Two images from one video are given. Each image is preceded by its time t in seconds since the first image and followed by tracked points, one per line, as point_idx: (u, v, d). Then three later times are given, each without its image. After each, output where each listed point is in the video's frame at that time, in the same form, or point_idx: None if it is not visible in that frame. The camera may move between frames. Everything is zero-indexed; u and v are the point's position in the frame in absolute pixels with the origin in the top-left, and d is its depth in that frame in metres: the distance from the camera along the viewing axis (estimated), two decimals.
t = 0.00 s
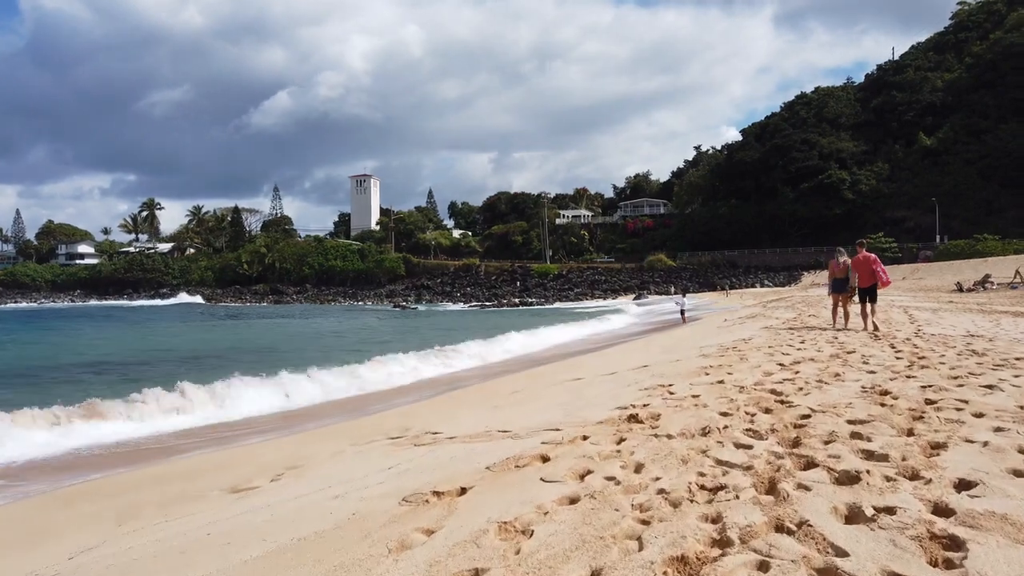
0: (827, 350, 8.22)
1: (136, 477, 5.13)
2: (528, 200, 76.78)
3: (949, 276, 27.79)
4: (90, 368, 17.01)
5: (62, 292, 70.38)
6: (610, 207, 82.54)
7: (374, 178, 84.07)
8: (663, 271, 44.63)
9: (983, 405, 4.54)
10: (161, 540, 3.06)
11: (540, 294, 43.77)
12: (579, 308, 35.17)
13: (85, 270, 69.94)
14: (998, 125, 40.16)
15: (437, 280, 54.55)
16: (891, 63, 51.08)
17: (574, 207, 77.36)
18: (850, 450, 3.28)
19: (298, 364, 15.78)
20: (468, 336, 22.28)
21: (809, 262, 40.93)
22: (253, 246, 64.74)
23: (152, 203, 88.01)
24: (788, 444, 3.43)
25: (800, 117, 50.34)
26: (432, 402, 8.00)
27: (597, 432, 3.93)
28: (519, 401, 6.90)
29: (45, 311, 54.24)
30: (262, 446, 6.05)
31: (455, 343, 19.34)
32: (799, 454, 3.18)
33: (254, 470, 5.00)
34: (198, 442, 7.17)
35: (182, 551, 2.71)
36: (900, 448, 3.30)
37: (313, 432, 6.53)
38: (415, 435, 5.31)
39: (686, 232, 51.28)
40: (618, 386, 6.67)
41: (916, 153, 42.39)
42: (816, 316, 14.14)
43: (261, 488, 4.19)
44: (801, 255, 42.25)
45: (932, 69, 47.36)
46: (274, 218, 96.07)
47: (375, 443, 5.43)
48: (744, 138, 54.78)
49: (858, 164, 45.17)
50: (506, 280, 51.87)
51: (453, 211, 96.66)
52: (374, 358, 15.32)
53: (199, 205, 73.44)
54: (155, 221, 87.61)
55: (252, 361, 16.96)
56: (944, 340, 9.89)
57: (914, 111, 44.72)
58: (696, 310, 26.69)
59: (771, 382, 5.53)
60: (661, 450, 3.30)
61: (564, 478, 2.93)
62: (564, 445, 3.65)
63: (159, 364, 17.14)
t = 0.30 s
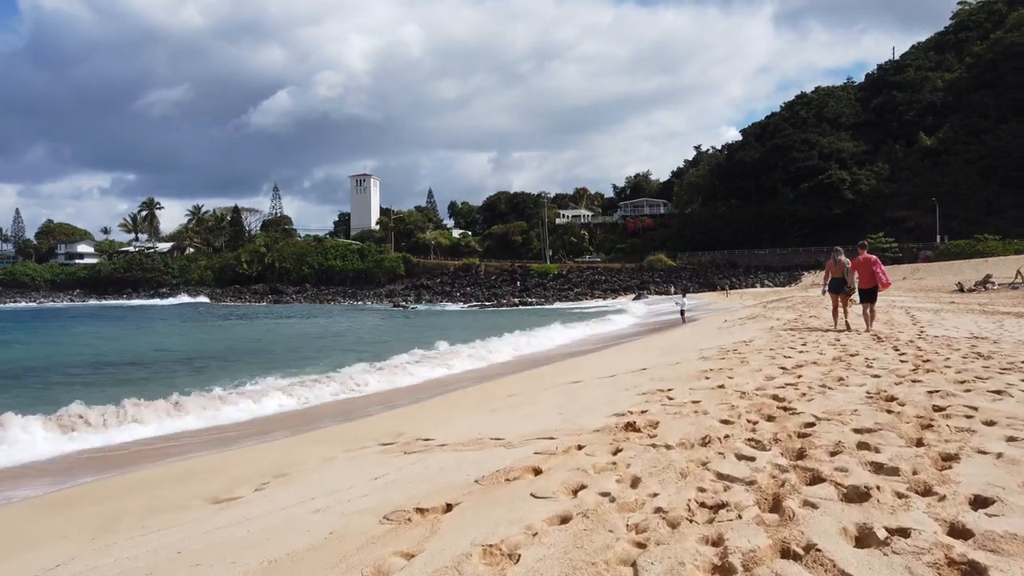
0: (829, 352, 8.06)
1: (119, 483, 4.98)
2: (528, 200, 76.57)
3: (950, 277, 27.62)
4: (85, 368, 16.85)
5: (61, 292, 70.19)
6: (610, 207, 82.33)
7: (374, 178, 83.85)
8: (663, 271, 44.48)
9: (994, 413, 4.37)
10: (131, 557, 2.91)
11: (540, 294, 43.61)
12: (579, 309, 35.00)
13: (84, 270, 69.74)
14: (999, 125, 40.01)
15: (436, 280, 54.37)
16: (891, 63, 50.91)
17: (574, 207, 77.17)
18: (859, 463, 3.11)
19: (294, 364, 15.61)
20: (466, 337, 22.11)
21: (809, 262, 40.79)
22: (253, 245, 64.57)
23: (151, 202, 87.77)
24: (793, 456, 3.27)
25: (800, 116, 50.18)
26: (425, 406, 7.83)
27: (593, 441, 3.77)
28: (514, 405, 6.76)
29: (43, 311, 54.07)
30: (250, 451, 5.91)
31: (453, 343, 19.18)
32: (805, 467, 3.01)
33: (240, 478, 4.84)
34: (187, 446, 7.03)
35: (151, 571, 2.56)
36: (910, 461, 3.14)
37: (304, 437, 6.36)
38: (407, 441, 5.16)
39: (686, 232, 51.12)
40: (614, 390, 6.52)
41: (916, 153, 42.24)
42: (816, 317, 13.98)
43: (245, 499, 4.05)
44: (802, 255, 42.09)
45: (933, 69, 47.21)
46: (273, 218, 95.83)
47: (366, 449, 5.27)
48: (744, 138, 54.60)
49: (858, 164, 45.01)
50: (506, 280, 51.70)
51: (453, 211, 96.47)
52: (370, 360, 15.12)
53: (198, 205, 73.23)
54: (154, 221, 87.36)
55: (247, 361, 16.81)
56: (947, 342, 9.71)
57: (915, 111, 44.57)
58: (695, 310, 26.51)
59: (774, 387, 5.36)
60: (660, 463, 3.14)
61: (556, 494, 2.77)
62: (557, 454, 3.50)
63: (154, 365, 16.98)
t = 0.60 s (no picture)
0: (830, 353, 7.87)
1: (91, 493, 4.77)
2: (528, 200, 76.36)
3: (951, 277, 27.41)
4: (78, 369, 16.64)
5: (60, 292, 69.99)
6: (610, 208, 82.11)
7: (373, 178, 83.63)
8: (663, 272, 44.29)
9: (1002, 416, 4.17)
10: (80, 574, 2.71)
11: (539, 294, 43.40)
12: (578, 309, 34.77)
13: (83, 270, 69.54)
14: (998, 125, 39.82)
15: (436, 280, 54.15)
16: (891, 63, 50.73)
17: (574, 207, 77.00)
18: (863, 471, 2.92)
19: (289, 364, 15.41)
20: (463, 337, 21.88)
21: (809, 263, 40.60)
22: (252, 246, 64.38)
23: (151, 202, 87.54)
24: (793, 465, 3.07)
25: (800, 116, 49.98)
26: (415, 408, 7.63)
27: (582, 446, 3.59)
28: (506, 408, 6.56)
29: (42, 312, 53.83)
30: (231, 455, 5.71)
31: (450, 344, 18.96)
32: (805, 476, 2.81)
33: (217, 484, 4.64)
34: (169, 452, 6.83)
35: None
36: (916, 470, 2.94)
37: (287, 441, 6.15)
38: (391, 446, 4.95)
39: (685, 232, 50.90)
40: (608, 392, 6.31)
41: (916, 153, 42.07)
42: (815, 317, 13.79)
43: (215, 508, 3.86)
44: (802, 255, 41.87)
45: (932, 69, 47.02)
46: (272, 218, 95.62)
47: (349, 454, 5.05)
48: (744, 138, 54.40)
49: (858, 164, 44.82)
50: (505, 280, 51.50)
51: (453, 211, 96.28)
52: (363, 361, 14.90)
53: (198, 205, 73.04)
54: (153, 221, 87.09)
55: (242, 362, 16.62)
56: (950, 342, 9.51)
57: (915, 111, 44.38)
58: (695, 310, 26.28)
59: (774, 390, 5.16)
60: (649, 472, 2.94)
61: (537, 507, 2.57)
62: (542, 462, 3.30)
63: (148, 365, 16.79)
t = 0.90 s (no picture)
0: (827, 358, 7.70)
1: (57, 508, 4.62)
2: (525, 200, 76.12)
3: (948, 277, 27.28)
4: (67, 370, 16.45)
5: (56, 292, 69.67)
6: (607, 207, 81.91)
7: (371, 178, 83.34)
8: (660, 272, 44.15)
9: (1006, 428, 4.00)
10: None
11: (536, 294, 43.24)
12: (575, 309, 34.59)
13: (78, 270, 69.25)
14: (995, 125, 39.73)
15: (432, 280, 53.93)
16: (888, 62, 50.63)
17: (571, 207, 76.83)
18: (861, 494, 2.75)
19: (279, 366, 15.24)
20: (458, 338, 21.70)
21: (806, 262, 40.46)
22: (248, 246, 64.11)
23: (147, 202, 87.20)
24: (787, 486, 2.89)
25: (797, 116, 49.85)
26: (402, 415, 7.48)
27: (566, 465, 3.42)
28: (494, 415, 6.39)
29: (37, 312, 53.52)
30: (208, 466, 5.56)
31: (444, 345, 18.78)
32: (801, 500, 2.64)
33: (189, 498, 4.50)
34: (149, 464, 6.66)
35: None
36: (917, 492, 2.77)
37: (268, 450, 5.99)
38: (372, 459, 4.80)
39: (682, 232, 50.75)
40: (598, 400, 6.14)
41: (913, 153, 41.95)
42: (812, 319, 13.64)
43: (183, 528, 3.70)
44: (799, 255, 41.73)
45: (930, 69, 46.92)
46: (269, 218, 95.29)
47: (328, 467, 4.89)
48: (741, 138, 54.27)
49: (855, 164, 44.71)
50: (502, 280, 51.31)
51: (450, 211, 96.03)
52: (354, 364, 14.72)
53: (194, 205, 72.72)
54: (149, 220, 86.76)
55: (234, 363, 16.44)
56: (949, 346, 9.34)
57: (912, 111, 44.27)
58: (692, 311, 26.12)
59: (769, 399, 4.99)
60: (635, 495, 2.76)
61: (513, 537, 2.40)
62: (521, 482, 3.14)
63: (139, 367, 16.60)
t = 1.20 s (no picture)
0: (830, 359, 7.51)
1: (37, 511, 4.43)
2: (524, 200, 75.87)
3: (948, 278, 27.10)
4: (60, 371, 16.25)
5: (54, 293, 69.44)
6: (607, 207, 81.72)
7: (369, 178, 83.13)
8: (659, 272, 43.97)
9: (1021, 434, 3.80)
10: None
11: (535, 294, 43.04)
12: (574, 309, 34.39)
13: (77, 270, 69.02)
14: (995, 125, 39.55)
15: (431, 280, 53.73)
16: (888, 62, 50.46)
17: (571, 207, 76.66)
18: (874, 506, 2.56)
19: (272, 366, 15.05)
20: (455, 338, 21.51)
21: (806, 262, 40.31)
22: (247, 246, 63.87)
23: (146, 202, 86.98)
24: (793, 497, 2.71)
25: (796, 117, 49.66)
26: (394, 417, 7.27)
27: (559, 473, 3.22)
28: (487, 418, 6.18)
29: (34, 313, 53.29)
30: (191, 470, 5.35)
31: (440, 346, 18.60)
32: (810, 514, 2.44)
33: (168, 504, 4.30)
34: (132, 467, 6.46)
35: None
36: (933, 504, 2.58)
37: (255, 453, 5.80)
38: (359, 464, 4.60)
39: (681, 232, 50.57)
40: (594, 402, 5.94)
41: (913, 153, 41.77)
42: (812, 319, 13.45)
43: (157, 538, 3.50)
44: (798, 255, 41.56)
45: (929, 69, 46.74)
46: (268, 218, 95.03)
47: (315, 471, 4.67)
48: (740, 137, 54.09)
49: (854, 164, 44.54)
50: (501, 280, 51.12)
51: (449, 211, 95.81)
52: (348, 364, 14.53)
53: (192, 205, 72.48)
54: (147, 220, 86.52)
55: (227, 364, 16.25)
56: (952, 347, 9.16)
57: (911, 111, 44.09)
58: (690, 311, 25.94)
59: (771, 402, 4.79)
60: (632, 507, 2.57)
61: (499, 555, 2.23)
62: (512, 492, 2.94)
63: (132, 367, 16.41)
